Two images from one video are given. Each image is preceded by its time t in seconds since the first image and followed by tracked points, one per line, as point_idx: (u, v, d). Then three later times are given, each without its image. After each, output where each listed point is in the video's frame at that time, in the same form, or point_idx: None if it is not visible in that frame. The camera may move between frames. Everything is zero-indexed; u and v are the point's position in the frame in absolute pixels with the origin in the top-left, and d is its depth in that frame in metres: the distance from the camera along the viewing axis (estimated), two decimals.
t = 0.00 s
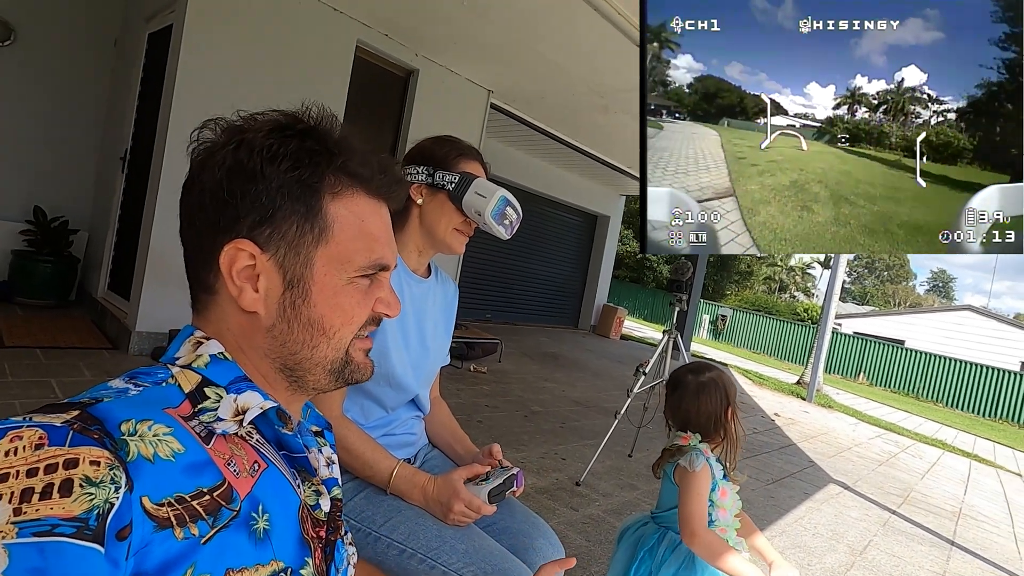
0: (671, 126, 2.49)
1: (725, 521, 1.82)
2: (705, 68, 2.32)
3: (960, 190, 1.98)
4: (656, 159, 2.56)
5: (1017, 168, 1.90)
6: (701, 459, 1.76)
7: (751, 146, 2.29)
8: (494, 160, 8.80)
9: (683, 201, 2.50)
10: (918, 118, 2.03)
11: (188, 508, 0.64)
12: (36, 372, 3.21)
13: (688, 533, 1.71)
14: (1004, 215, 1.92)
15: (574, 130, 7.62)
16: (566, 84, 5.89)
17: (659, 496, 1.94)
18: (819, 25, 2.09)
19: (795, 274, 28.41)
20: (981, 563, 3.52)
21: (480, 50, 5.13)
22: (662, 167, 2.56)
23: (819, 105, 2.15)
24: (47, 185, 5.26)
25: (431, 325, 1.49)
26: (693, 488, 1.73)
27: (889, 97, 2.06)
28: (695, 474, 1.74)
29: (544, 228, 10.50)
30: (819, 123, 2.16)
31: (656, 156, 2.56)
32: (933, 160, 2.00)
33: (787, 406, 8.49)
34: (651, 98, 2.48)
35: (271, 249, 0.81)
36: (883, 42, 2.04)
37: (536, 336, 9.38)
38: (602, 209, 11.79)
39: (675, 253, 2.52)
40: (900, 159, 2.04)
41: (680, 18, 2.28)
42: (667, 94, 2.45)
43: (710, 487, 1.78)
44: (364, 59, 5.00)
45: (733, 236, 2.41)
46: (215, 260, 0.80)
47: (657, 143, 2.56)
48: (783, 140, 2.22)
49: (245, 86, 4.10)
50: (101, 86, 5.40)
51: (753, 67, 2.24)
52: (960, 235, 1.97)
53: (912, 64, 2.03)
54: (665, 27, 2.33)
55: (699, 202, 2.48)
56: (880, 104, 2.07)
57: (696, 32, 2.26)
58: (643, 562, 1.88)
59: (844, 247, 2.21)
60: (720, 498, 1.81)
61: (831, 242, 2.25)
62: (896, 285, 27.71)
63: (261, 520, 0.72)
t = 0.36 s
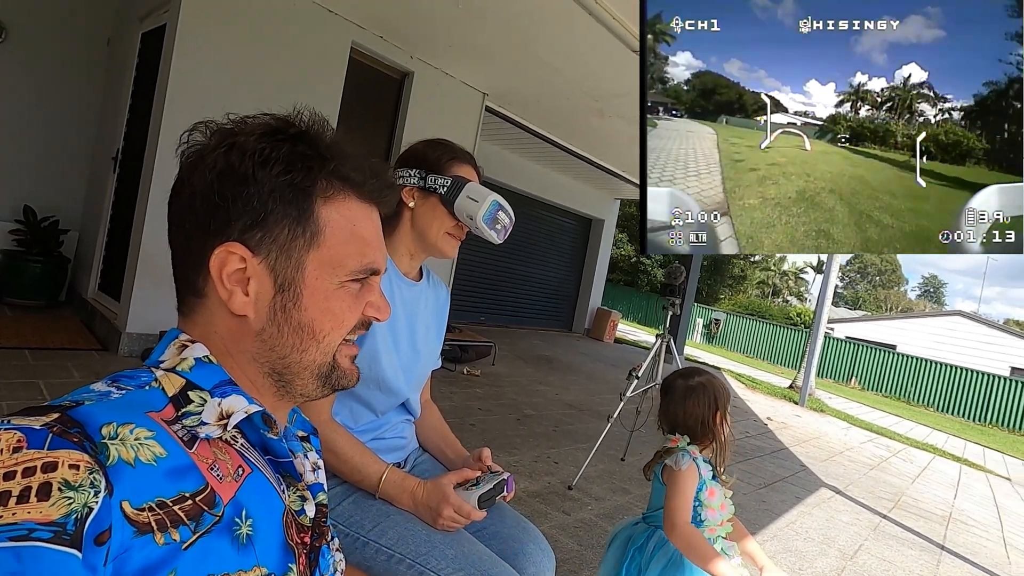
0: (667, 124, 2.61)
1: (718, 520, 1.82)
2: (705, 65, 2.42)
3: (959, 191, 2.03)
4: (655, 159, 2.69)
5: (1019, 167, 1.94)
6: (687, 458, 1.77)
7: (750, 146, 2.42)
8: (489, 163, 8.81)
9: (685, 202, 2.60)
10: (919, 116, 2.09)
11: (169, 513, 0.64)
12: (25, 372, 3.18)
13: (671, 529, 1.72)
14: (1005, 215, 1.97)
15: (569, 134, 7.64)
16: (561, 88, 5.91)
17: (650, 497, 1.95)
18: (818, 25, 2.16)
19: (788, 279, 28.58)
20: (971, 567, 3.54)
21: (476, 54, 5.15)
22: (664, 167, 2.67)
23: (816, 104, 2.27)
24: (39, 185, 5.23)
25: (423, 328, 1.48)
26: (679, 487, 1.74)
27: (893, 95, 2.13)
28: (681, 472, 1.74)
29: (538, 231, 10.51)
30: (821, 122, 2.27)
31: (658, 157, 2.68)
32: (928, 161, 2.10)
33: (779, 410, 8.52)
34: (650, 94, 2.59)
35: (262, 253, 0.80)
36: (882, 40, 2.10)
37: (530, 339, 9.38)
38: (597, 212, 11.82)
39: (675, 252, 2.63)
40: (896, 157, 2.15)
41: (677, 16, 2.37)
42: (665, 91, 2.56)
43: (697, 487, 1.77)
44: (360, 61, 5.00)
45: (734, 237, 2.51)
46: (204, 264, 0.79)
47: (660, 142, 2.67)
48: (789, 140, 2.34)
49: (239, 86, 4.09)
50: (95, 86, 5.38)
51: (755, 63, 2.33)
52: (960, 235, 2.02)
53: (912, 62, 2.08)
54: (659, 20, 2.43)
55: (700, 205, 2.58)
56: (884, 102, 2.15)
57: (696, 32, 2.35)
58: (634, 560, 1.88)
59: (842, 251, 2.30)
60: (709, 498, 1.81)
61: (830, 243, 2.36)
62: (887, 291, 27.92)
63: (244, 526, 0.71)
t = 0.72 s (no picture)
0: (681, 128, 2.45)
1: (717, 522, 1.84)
2: (721, 70, 2.27)
3: (958, 186, 1.90)
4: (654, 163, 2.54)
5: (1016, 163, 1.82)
6: (673, 465, 1.75)
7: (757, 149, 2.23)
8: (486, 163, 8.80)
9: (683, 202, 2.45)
10: (943, 116, 1.91)
11: (155, 517, 0.63)
12: (18, 372, 3.16)
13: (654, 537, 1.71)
14: (1004, 214, 1.85)
15: (567, 135, 7.64)
16: (558, 88, 5.89)
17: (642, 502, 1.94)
18: (818, 25, 2.04)
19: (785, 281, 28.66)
20: (966, 570, 3.54)
21: (474, 54, 5.14)
22: (660, 169, 2.52)
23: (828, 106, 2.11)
24: (34, 184, 5.20)
25: (417, 328, 1.48)
26: (665, 494, 1.73)
27: (917, 92, 1.97)
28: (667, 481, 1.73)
29: (535, 232, 10.50)
30: (835, 123, 2.10)
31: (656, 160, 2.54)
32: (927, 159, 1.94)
33: (776, 412, 8.52)
34: (663, 100, 2.45)
35: (256, 251, 0.79)
36: (895, 38, 1.97)
37: (527, 340, 9.36)
38: (594, 213, 11.81)
39: (676, 255, 2.47)
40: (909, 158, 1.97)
41: (678, 17, 2.27)
42: (684, 97, 2.40)
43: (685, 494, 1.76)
44: (357, 60, 4.98)
45: (733, 235, 2.35)
46: (196, 262, 0.78)
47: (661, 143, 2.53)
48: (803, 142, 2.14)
49: (235, 85, 4.07)
50: (90, 85, 5.36)
51: (767, 68, 2.18)
52: (959, 235, 1.91)
53: (925, 59, 1.95)
54: (671, 22, 2.31)
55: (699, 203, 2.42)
56: (905, 100, 2.00)
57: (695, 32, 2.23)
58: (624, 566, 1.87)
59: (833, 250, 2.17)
60: (698, 505, 1.79)
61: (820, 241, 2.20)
62: (884, 293, 27.98)
63: (232, 529, 0.70)
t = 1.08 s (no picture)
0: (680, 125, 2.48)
1: (714, 525, 1.84)
2: (728, 70, 2.27)
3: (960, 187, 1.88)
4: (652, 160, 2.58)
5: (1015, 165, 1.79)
6: (666, 473, 1.75)
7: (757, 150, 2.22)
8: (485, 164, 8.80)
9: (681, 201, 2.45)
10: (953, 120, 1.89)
11: (159, 513, 0.63)
12: (16, 371, 3.15)
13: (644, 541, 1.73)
14: (1004, 214, 1.81)
15: (567, 136, 7.65)
16: (558, 89, 5.90)
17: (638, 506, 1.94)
18: (817, 25, 2.02)
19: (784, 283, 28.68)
20: (963, 572, 3.54)
21: (474, 55, 5.14)
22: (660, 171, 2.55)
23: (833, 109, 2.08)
24: (33, 183, 5.20)
25: (416, 328, 1.48)
26: (657, 501, 1.74)
27: (930, 95, 1.94)
28: (661, 488, 1.73)
29: (535, 232, 10.51)
30: (841, 125, 2.08)
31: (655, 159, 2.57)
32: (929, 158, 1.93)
33: (774, 414, 8.53)
34: (667, 97, 2.48)
35: (259, 249, 0.79)
36: (901, 42, 1.94)
37: (525, 341, 9.36)
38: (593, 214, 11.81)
39: (676, 255, 2.49)
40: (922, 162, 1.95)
41: (679, 17, 2.29)
42: (691, 96, 2.42)
43: (679, 501, 1.77)
44: (358, 60, 4.99)
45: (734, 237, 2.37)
46: (199, 260, 0.78)
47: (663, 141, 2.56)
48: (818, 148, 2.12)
49: (235, 85, 4.07)
50: (90, 84, 5.36)
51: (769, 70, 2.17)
52: (960, 235, 1.88)
53: (932, 63, 1.92)
54: (675, 14, 2.31)
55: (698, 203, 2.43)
56: (918, 102, 1.96)
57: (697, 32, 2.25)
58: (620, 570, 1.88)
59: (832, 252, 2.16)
60: (692, 512, 1.79)
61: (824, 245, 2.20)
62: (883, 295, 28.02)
63: (236, 525, 0.70)
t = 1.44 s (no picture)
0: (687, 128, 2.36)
1: (712, 526, 1.84)
2: (736, 75, 2.16)
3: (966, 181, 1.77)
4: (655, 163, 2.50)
5: None
6: (664, 474, 1.75)
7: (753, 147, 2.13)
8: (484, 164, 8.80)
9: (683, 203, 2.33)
10: (974, 114, 1.74)
11: (156, 510, 0.63)
12: (12, 370, 3.14)
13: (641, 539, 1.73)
14: (1005, 213, 1.72)
15: (566, 137, 7.66)
16: (557, 90, 5.90)
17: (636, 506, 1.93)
18: (815, 25, 1.90)
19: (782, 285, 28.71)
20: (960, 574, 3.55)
21: (473, 55, 5.14)
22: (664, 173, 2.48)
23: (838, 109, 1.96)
24: (32, 181, 5.19)
25: (413, 327, 1.48)
26: (655, 500, 1.74)
27: (952, 86, 1.77)
28: (659, 489, 1.73)
29: (533, 233, 10.51)
30: (850, 126, 1.95)
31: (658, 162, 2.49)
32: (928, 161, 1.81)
33: (772, 415, 8.53)
34: (677, 105, 2.37)
35: (258, 246, 0.79)
36: (906, 39, 1.80)
37: (524, 342, 9.36)
38: (592, 215, 11.82)
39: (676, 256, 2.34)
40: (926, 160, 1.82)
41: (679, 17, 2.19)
42: (701, 103, 2.30)
43: (677, 503, 1.77)
44: (357, 60, 4.99)
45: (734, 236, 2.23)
46: (198, 257, 0.78)
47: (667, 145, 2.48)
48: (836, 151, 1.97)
49: (233, 84, 4.06)
50: (90, 83, 5.35)
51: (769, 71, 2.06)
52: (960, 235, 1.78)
53: (940, 57, 1.78)
54: (675, 14, 2.20)
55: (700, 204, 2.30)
56: (939, 95, 1.79)
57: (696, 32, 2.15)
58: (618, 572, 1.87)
59: (832, 253, 2.02)
60: (690, 514, 1.79)
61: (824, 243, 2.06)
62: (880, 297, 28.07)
63: (233, 523, 0.70)
